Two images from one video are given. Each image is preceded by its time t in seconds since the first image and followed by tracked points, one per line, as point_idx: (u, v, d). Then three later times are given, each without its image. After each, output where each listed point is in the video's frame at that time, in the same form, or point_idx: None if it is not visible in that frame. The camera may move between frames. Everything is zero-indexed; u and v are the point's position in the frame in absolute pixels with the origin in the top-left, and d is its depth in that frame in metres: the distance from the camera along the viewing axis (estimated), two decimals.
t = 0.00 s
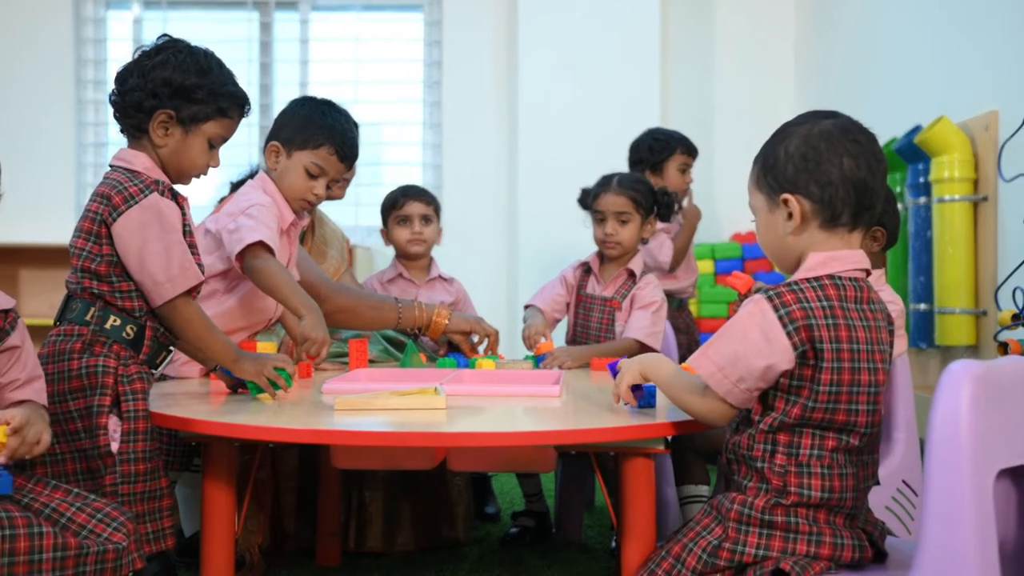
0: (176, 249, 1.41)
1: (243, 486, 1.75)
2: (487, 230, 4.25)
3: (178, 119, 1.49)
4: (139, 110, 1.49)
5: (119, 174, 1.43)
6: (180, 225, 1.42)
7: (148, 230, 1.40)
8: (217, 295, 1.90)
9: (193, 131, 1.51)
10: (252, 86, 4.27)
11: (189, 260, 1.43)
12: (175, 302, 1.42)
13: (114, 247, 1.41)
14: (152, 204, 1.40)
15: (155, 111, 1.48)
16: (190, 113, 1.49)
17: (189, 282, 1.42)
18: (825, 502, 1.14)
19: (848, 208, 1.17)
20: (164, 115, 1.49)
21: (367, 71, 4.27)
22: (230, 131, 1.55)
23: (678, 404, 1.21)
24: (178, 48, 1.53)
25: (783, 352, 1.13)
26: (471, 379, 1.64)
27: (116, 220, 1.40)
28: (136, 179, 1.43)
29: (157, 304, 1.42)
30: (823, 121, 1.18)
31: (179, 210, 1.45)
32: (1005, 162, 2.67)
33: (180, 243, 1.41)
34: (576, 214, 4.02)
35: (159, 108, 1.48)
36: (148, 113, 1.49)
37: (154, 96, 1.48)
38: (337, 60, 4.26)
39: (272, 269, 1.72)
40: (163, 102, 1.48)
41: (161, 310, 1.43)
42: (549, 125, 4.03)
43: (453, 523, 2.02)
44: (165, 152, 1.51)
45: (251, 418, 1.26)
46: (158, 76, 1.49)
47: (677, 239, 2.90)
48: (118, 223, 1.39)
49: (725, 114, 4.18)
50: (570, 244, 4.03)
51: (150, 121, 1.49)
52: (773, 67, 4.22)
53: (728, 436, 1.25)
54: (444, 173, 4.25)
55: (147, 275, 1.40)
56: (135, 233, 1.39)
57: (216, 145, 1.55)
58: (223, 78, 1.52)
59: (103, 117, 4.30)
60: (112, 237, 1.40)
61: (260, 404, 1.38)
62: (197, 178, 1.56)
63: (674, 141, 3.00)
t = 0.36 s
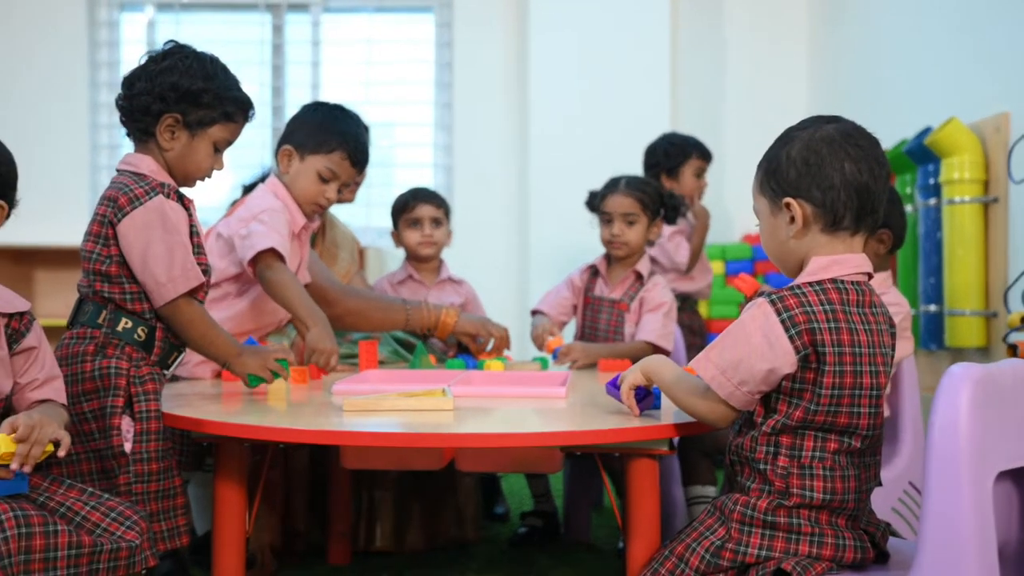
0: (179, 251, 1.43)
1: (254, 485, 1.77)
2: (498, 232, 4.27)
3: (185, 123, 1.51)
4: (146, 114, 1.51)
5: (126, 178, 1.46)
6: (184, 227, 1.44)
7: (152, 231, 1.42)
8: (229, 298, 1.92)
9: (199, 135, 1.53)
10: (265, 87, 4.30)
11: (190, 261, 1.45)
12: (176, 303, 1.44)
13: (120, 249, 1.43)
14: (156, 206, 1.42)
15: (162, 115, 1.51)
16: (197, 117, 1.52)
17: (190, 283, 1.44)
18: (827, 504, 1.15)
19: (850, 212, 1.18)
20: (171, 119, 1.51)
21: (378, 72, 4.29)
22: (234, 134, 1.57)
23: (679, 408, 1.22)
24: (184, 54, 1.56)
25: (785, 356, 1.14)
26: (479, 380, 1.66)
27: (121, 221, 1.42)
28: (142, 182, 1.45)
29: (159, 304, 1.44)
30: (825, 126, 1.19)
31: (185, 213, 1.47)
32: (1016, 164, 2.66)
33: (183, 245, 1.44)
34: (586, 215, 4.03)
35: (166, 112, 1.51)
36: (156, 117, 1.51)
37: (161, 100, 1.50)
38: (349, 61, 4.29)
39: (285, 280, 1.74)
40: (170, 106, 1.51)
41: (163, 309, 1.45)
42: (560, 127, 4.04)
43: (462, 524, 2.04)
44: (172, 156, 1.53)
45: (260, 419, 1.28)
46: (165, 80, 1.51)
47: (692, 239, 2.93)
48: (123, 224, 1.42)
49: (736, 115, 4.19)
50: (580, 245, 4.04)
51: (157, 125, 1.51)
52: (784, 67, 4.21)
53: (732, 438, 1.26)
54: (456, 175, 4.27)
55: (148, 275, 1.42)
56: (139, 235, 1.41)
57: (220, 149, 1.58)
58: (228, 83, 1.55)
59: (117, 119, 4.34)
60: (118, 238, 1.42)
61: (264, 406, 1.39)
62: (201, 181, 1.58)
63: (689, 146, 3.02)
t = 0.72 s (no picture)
0: (183, 250, 1.45)
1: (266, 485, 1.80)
2: (508, 232, 4.29)
3: (189, 124, 1.54)
4: (150, 116, 1.54)
5: (131, 180, 1.48)
6: (188, 228, 1.47)
7: (157, 232, 1.44)
8: (241, 300, 1.95)
9: (203, 136, 1.56)
10: (277, 89, 4.33)
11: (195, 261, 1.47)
12: (182, 301, 1.46)
13: (128, 251, 1.46)
14: (161, 208, 1.45)
15: (166, 117, 1.53)
16: (201, 118, 1.55)
17: (195, 283, 1.46)
18: (830, 504, 1.16)
19: (851, 215, 1.20)
20: (175, 121, 1.53)
21: (390, 74, 4.31)
22: (237, 135, 1.60)
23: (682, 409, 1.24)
24: (186, 57, 1.59)
25: (788, 359, 1.15)
26: (487, 381, 1.68)
27: (128, 223, 1.45)
28: (146, 184, 1.48)
29: (166, 304, 1.46)
30: (826, 131, 1.21)
31: (190, 214, 1.50)
32: None
33: (186, 244, 1.46)
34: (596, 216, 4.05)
35: (171, 114, 1.53)
36: (159, 119, 1.53)
37: (164, 102, 1.53)
38: (360, 63, 4.32)
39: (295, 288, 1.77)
40: (173, 108, 1.53)
41: (170, 309, 1.47)
42: (570, 128, 4.06)
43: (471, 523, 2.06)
44: (175, 157, 1.55)
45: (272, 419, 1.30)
46: (168, 83, 1.54)
47: (707, 243, 2.94)
48: (129, 225, 1.45)
49: (746, 116, 4.19)
50: (590, 246, 4.05)
51: (162, 127, 1.53)
52: (795, 68, 4.22)
53: (736, 439, 1.27)
54: (466, 176, 4.29)
55: (154, 276, 1.45)
56: (145, 236, 1.44)
57: (223, 149, 1.60)
58: (229, 84, 1.58)
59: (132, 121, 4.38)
60: (126, 240, 1.45)
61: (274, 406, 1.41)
62: (206, 182, 1.61)
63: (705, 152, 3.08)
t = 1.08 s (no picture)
0: (190, 250, 1.47)
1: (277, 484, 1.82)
2: (518, 233, 4.31)
3: (192, 127, 1.57)
4: (154, 120, 1.56)
5: (136, 183, 1.50)
6: (194, 228, 1.50)
7: (163, 233, 1.47)
8: (254, 302, 1.98)
9: (206, 138, 1.58)
10: (288, 90, 4.36)
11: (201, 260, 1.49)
12: (190, 299, 1.49)
13: (136, 253, 1.48)
14: (167, 209, 1.47)
15: (169, 120, 1.56)
16: (203, 121, 1.57)
17: (202, 281, 1.49)
18: (833, 504, 1.18)
19: (853, 219, 1.21)
20: (178, 124, 1.56)
21: (401, 76, 4.33)
22: (239, 137, 1.63)
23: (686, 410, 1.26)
24: (186, 60, 1.61)
25: (791, 362, 1.17)
26: (496, 382, 1.70)
27: (135, 224, 1.47)
28: (152, 186, 1.50)
29: (174, 302, 1.48)
30: (827, 136, 1.23)
31: (195, 214, 1.53)
32: None
33: (192, 244, 1.48)
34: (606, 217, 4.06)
35: (173, 117, 1.56)
36: (163, 122, 1.56)
37: (167, 106, 1.56)
38: (371, 65, 4.34)
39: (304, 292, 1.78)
40: (176, 111, 1.56)
41: (178, 308, 1.49)
42: (580, 130, 4.08)
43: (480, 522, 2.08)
44: (179, 160, 1.58)
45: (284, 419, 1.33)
46: (171, 86, 1.56)
47: (723, 247, 2.98)
48: (136, 226, 1.47)
49: (756, 117, 4.20)
50: (599, 247, 4.07)
51: (165, 130, 1.56)
52: (805, 69, 4.22)
53: (741, 439, 1.29)
54: (476, 177, 4.31)
55: (161, 275, 1.47)
56: (151, 237, 1.46)
57: (225, 150, 1.63)
58: (229, 86, 1.60)
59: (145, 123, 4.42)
60: (135, 243, 1.47)
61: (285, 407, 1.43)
62: (209, 183, 1.63)
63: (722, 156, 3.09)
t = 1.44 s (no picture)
0: (195, 249, 1.50)
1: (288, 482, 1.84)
2: (527, 234, 4.32)
3: (193, 129, 1.59)
4: (155, 123, 1.58)
5: (141, 186, 1.52)
6: (199, 227, 1.52)
7: (169, 233, 1.49)
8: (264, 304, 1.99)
9: (207, 140, 1.60)
10: (299, 92, 4.38)
11: (207, 259, 1.52)
12: (197, 298, 1.51)
13: (145, 254, 1.51)
14: (171, 209, 1.50)
15: (170, 123, 1.58)
16: (204, 123, 1.59)
17: (207, 280, 1.51)
18: (837, 504, 1.19)
19: (858, 222, 1.22)
20: (179, 126, 1.58)
21: (412, 77, 4.35)
22: (240, 137, 1.65)
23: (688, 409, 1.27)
24: (187, 63, 1.63)
25: (795, 362, 1.18)
26: (505, 382, 1.71)
27: (142, 225, 1.50)
28: (156, 188, 1.52)
29: (181, 301, 1.50)
30: (831, 140, 1.24)
31: (200, 214, 1.55)
32: None
33: (198, 243, 1.51)
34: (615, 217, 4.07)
35: (175, 120, 1.58)
36: (164, 125, 1.58)
37: (169, 109, 1.58)
38: (382, 66, 4.36)
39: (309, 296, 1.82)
40: (177, 114, 1.58)
41: (185, 306, 1.51)
42: (589, 130, 4.09)
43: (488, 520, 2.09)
44: (181, 162, 1.60)
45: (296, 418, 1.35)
46: (172, 89, 1.58)
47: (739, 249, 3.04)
48: (143, 228, 1.49)
49: (766, 117, 4.20)
50: (608, 247, 4.08)
51: (166, 133, 1.58)
52: (814, 69, 4.22)
53: (746, 438, 1.30)
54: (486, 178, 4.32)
55: (168, 275, 1.50)
56: (158, 237, 1.49)
57: (226, 151, 1.65)
58: (229, 88, 1.62)
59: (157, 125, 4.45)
60: (142, 244, 1.50)
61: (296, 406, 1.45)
62: (211, 184, 1.65)
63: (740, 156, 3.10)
